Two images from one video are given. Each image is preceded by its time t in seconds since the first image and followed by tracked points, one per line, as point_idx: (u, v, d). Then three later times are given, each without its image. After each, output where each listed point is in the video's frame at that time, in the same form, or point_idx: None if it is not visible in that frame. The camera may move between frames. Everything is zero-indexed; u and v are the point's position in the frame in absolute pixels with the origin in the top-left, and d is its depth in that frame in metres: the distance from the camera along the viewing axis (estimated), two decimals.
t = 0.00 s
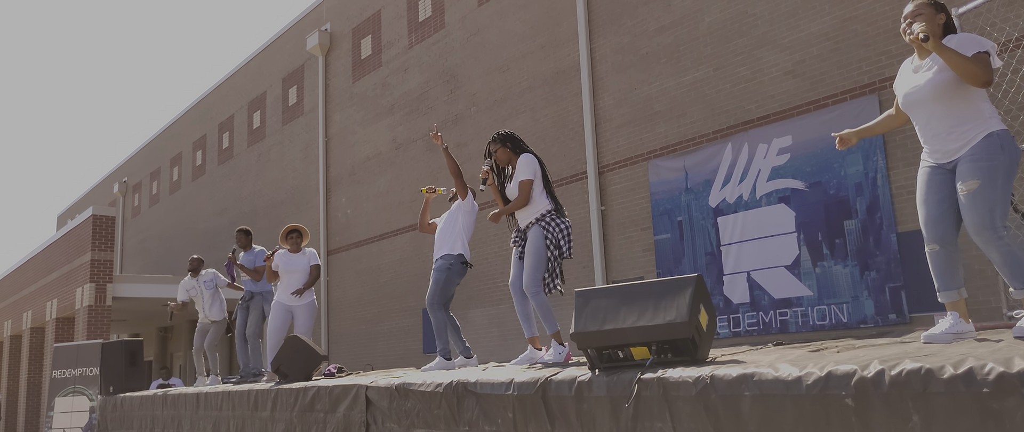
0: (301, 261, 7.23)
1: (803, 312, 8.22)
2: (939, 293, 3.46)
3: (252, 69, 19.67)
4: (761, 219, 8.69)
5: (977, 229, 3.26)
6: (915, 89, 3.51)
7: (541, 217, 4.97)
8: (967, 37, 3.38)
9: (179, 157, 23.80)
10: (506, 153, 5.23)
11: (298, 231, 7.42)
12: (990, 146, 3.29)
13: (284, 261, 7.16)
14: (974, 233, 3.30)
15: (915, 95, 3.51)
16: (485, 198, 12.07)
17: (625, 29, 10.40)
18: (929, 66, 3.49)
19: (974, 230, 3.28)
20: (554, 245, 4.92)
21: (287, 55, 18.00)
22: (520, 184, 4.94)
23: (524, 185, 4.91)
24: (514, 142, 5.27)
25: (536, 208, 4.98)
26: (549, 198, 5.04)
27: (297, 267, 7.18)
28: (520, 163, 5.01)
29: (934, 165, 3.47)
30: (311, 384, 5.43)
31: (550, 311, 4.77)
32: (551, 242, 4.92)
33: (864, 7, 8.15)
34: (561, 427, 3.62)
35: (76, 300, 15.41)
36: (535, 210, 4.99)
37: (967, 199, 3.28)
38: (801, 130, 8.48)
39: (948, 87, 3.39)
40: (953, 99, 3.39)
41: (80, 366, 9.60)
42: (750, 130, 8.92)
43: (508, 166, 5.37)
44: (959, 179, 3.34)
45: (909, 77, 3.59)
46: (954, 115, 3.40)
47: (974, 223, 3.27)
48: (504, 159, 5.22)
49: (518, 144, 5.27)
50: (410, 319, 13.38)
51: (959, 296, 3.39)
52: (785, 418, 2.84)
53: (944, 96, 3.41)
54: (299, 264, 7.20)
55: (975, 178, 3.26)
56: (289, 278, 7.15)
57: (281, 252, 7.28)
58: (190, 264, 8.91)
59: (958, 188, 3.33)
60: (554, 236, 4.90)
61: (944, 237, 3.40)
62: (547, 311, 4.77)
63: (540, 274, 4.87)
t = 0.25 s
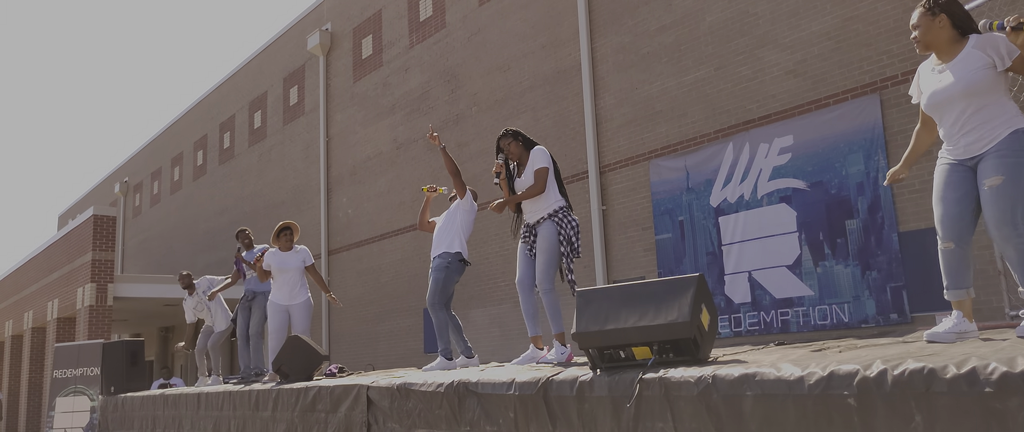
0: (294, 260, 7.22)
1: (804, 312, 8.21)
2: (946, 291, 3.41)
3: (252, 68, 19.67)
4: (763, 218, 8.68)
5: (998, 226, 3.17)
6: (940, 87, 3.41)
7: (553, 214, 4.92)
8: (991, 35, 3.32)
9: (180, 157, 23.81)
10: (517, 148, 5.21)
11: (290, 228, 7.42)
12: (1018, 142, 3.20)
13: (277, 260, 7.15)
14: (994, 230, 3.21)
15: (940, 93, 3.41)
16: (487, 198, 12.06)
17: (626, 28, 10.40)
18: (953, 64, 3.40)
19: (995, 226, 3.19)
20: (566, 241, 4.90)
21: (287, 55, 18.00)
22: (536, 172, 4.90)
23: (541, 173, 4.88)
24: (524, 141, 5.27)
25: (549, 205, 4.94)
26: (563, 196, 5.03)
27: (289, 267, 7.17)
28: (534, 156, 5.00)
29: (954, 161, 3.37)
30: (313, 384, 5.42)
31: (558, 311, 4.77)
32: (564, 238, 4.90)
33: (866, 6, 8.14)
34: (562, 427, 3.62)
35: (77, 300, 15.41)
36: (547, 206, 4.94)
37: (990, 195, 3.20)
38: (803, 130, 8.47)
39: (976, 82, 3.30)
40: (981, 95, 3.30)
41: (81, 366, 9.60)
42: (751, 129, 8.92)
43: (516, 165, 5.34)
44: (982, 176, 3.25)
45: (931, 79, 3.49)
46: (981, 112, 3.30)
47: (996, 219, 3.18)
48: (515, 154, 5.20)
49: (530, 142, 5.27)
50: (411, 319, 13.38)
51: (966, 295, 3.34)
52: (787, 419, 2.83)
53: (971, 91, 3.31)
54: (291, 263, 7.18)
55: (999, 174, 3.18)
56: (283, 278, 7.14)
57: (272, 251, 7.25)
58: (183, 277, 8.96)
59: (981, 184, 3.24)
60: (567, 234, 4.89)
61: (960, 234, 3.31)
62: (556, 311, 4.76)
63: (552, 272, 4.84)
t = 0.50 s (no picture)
0: (290, 262, 7.14)
1: (806, 312, 8.20)
2: (967, 277, 3.44)
3: (253, 68, 19.67)
4: (764, 218, 8.67)
5: None
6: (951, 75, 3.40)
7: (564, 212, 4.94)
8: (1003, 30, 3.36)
9: (181, 157, 23.83)
10: (520, 147, 5.21)
11: (284, 229, 7.31)
12: None
13: (273, 264, 7.07)
14: (1015, 223, 3.21)
15: (952, 80, 3.38)
16: (487, 198, 12.08)
17: (627, 28, 10.39)
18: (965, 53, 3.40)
19: (1015, 220, 3.19)
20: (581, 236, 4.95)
21: (288, 55, 18.01)
22: (545, 171, 4.93)
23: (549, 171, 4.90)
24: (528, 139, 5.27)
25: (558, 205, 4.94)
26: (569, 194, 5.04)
27: (286, 270, 7.10)
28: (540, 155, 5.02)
29: (963, 155, 3.35)
30: (314, 383, 5.42)
31: (564, 310, 4.77)
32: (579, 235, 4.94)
33: (868, 6, 8.13)
34: (563, 427, 3.61)
35: (78, 300, 15.42)
36: (558, 205, 4.95)
37: (1010, 189, 3.19)
38: (804, 129, 8.46)
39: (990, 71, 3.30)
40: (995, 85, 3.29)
41: (81, 366, 9.60)
42: (752, 129, 8.91)
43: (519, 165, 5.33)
44: (996, 171, 3.24)
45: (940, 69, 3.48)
46: (993, 103, 3.29)
47: (1017, 213, 3.18)
48: (517, 152, 5.19)
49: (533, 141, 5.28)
50: (412, 319, 13.37)
51: (988, 281, 3.39)
52: (788, 419, 2.83)
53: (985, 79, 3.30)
54: (288, 266, 7.11)
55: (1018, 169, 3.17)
56: (281, 279, 7.12)
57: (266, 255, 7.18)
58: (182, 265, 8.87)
59: (998, 179, 3.23)
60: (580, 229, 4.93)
61: (977, 230, 3.31)
62: (563, 310, 4.76)
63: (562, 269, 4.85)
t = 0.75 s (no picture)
0: (293, 261, 7.20)
1: (806, 312, 8.20)
2: (954, 293, 3.41)
3: (254, 68, 19.67)
4: (765, 218, 8.67)
5: (989, 226, 3.18)
6: (936, 90, 3.43)
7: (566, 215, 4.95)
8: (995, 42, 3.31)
9: (181, 157, 23.83)
10: (519, 153, 5.19)
11: (288, 229, 7.38)
12: (1006, 149, 3.24)
13: (276, 261, 7.15)
14: (985, 230, 3.22)
15: (936, 95, 3.42)
16: (488, 198, 12.08)
17: (628, 28, 10.38)
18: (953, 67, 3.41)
19: (987, 228, 3.21)
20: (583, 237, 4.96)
21: (289, 55, 18.01)
22: (550, 180, 4.92)
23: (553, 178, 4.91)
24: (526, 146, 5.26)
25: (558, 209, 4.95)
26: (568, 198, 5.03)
27: (289, 268, 7.16)
28: (542, 163, 5.02)
29: (944, 167, 3.40)
30: (315, 383, 5.42)
31: (559, 311, 4.77)
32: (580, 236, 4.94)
33: (868, 5, 8.12)
34: (564, 427, 3.61)
35: (78, 300, 15.41)
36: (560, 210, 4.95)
37: (981, 196, 3.22)
38: (804, 129, 8.46)
39: (972, 87, 3.31)
40: (977, 101, 3.31)
41: (82, 366, 9.59)
42: (753, 129, 8.90)
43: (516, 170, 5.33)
44: (972, 180, 3.28)
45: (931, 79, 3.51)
46: (974, 119, 3.32)
47: (988, 220, 3.19)
48: (517, 158, 5.18)
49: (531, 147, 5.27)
50: (413, 319, 13.37)
51: (973, 296, 3.35)
52: (789, 419, 2.83)
53: (968, 96, 3.32)
54: (291, 264, 7.17)
55: (990, 177, 3.20)
56: (283, 278, 7.15)
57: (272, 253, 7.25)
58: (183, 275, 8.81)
59: (972, 187, 3.26)
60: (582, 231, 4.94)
61: (956, 240, 3.34)
62: (556, 310, 4.77)
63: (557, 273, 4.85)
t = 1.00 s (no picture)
0: (302, 260, 7.21)
1: (807, 312, 8.19)
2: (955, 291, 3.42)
3: (254, 68, 19.66)
4: (766, 217, 8.66)
5: (972, 220, 3.20)
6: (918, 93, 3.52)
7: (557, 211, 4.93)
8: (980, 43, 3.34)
9: (181, 157, 23.82)
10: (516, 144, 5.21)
11: (298, 229, 7.40)
12: (984, 146, 3.27)
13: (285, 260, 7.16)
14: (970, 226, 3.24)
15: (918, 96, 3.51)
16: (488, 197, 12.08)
17: (629, 27, 10.37)
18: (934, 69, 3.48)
19: (970, 223, 3.22)
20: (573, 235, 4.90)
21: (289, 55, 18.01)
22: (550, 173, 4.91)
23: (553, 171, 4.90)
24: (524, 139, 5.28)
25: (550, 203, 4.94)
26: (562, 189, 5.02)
27: (299, 266, 7.17)
28: (538, 155, 5.01)
29: (932, 164, 3.45)
30: (315, 383, 5.41)
31: (560, 309, 4.81)
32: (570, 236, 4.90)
33: (869, 5, 8.12)
34: (565, 427, 3.61)
35: (78, 300, 15.41)
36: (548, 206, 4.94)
37: (962, 192, 3.24)
38: (805, 129, 8.45)
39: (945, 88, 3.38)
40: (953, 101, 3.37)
41: (82, 366, 9.59)
42: (753, 128, 8.90)
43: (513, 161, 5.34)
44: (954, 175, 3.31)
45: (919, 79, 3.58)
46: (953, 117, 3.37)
47: (970, 215, 3.21)
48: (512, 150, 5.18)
49: (529, 139, 5.28)
50: (413, 319, 13.37)
51: (973, 293, 3.36)
52: (790, 418, 2.83)
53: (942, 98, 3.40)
54: (300, 264, 7.18)
55: (969, 172, 3.23)
56: (291, 277, 7.15)
57: (284, 251, 7.28)
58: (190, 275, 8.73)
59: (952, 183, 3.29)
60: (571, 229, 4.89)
61: (949, 236, 3.38)
62: (559, 311, 4.81)
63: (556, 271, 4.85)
